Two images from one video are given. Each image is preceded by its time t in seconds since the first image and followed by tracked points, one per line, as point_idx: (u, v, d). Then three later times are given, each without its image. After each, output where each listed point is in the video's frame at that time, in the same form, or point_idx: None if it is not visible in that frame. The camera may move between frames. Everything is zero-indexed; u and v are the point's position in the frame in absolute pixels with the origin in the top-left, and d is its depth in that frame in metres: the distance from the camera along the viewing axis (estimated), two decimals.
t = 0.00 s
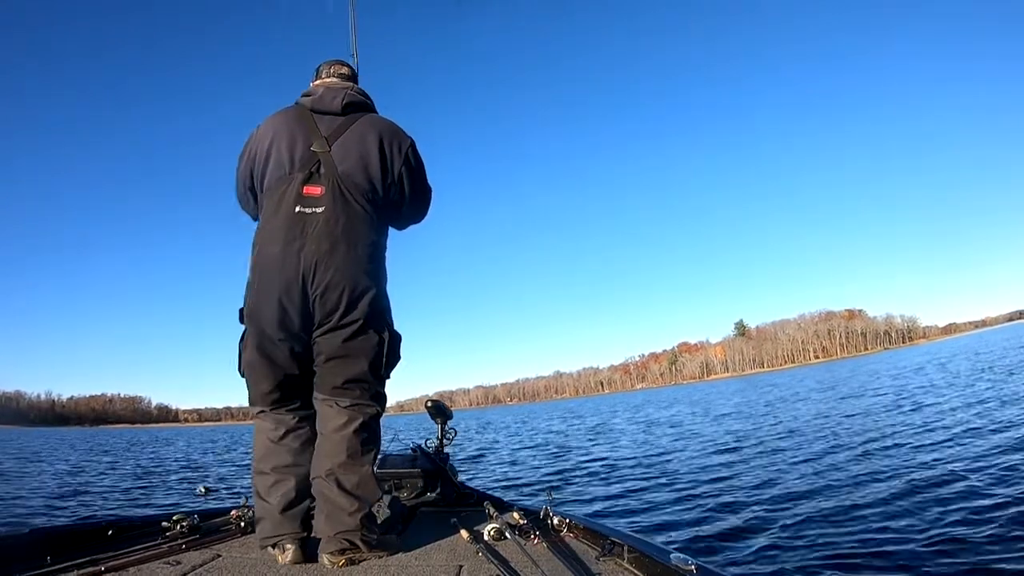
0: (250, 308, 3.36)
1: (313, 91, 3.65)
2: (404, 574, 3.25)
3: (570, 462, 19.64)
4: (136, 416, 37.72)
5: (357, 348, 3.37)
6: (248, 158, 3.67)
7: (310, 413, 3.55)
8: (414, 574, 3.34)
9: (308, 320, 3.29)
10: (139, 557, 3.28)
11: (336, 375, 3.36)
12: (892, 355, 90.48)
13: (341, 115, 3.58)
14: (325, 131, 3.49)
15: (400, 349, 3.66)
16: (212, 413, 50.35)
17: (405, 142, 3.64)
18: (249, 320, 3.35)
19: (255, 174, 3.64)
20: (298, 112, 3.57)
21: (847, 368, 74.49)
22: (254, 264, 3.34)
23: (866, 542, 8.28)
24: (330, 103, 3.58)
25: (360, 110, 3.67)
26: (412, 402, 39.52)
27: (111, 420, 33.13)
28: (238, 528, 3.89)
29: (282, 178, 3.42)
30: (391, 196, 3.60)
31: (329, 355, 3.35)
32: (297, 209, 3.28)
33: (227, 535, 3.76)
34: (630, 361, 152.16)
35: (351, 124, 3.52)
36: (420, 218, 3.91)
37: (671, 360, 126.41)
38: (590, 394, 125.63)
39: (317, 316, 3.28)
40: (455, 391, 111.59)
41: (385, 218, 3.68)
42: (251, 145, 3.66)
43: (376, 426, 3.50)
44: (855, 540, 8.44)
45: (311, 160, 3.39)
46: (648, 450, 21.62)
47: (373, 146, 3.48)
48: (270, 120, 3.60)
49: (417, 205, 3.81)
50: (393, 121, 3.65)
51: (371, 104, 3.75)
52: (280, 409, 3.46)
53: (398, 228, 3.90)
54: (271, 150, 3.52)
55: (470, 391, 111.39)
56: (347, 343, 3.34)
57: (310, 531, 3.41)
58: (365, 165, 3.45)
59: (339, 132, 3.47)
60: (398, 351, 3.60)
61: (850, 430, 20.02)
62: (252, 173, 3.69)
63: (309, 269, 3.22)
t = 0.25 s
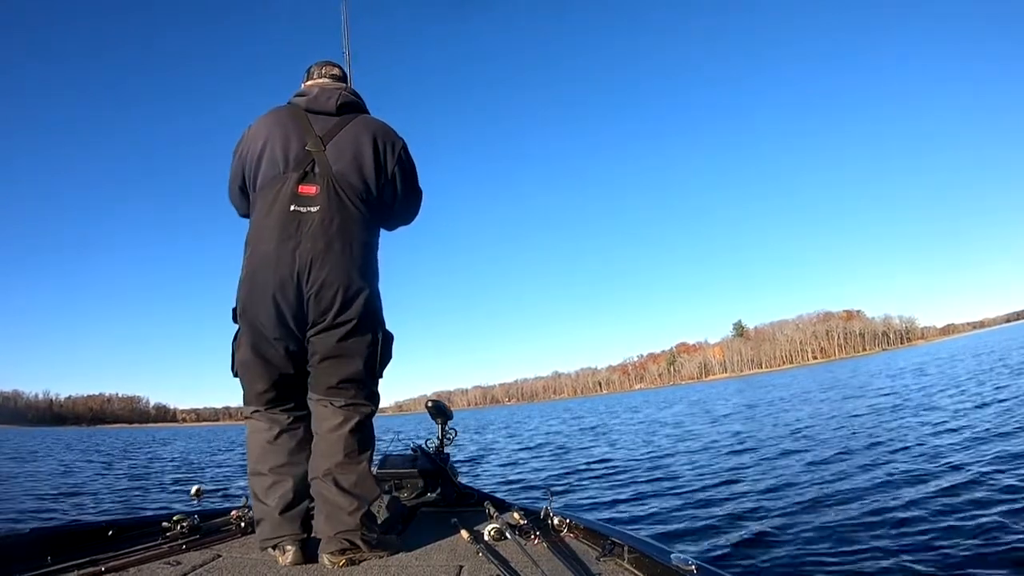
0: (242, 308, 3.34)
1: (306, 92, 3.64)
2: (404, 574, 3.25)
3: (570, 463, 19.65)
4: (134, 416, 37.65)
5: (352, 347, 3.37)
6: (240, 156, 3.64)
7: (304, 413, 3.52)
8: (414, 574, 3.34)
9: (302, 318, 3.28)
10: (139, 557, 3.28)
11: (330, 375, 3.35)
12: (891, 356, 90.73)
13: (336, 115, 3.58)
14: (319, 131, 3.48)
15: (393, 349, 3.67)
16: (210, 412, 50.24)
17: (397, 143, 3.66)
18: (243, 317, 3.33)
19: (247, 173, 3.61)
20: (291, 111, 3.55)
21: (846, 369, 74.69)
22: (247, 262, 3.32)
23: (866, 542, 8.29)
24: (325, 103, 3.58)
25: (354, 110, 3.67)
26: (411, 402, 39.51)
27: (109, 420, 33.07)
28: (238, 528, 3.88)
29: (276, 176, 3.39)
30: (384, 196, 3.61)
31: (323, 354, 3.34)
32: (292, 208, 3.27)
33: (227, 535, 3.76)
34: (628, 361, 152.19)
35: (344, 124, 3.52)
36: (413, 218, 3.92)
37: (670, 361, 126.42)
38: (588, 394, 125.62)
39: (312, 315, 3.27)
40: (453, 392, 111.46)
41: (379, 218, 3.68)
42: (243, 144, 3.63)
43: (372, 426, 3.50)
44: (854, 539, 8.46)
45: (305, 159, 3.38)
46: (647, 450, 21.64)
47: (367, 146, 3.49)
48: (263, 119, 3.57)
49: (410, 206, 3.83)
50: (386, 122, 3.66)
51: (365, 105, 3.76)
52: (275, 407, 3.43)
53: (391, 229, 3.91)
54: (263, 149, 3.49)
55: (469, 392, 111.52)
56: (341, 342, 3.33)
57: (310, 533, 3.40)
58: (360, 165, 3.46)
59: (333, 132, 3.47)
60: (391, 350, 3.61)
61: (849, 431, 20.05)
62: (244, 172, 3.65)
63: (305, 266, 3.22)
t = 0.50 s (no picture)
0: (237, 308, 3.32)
1: (302, 92, 3.63)
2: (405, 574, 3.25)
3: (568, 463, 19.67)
4: (132, 415, 37.57)
5: (348, 349, 3.37)
6: (235, 155, 3.62)
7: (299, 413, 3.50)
8: (415, 575, 3.34)
9: (297, 318, 3.27)
10: (140, 559, 3.28)
11: (326, 376, 3.35)
12: (888, 357, 91.05)
13: (332, 116, 3.58)
14: (316, 132, 3.47)
15: (387, 350, 3.68)
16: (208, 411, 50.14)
17: (393, 146, 3.67)
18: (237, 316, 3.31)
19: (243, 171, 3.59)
20: (287, 111, 3.54)
21: (843, 370, 74.88)
22: (242, 260, 3.30)
23: (865, 542, 8.31)
24: (321, 105, 3.57)
25: (350, 113, 3.67)
26: (409, 402, 39.47)
27: (107, 419, 32.99)
28: (239, 529, 3.88)
29: (271, 176, 3.38)
30: (380, 198, 3.61)
31: (319, 355, 3.33)
32: (288, 208, 3.26)
33: (227, 537, 3.76)
34: (627, 362, 152.22)
35: (341, 125, 3.52)
36: (407, 220, 3.93)
37: (668, 362, 126.41)
38: (586, 395, 125.57)
39: (308, 316, 3.27)
40: (451, 391, 111.36)
41: (374, 220, 3.69)
42: (239, 143, 3.61)
43: (367, 426, 3.50)
44: (853, 540, 8.47)
45: (302, 159, 3.37)
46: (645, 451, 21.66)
47: (363, 148, 3.50)
48: (259, 118, 3.56)
49: (404, 208, 3.84)
50: (382, 124, 3.67)
51: (360, 106, 3.76)
52: (272, 406, 3.40)
53: (385, 231, 3.92)
54: (260, 148, 3.48)
55: (467, 391, 111.68)
56: (337, 343, 3.33)
57: (310, 534, 3.40)
58: (356, 167, 3.46)
59: (330, 133, 3.47)
60: (386, 352, 3.62)
61: (847, 432, 20.12)
62: (240, 172, 3.64)
63: (301, 267, 3.21)
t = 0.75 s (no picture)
0: (234, 309, 3.31)
1: (299, 93, 3.62)
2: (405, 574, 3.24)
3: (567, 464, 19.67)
4: (130, 414, 37.49)
5: (346, 349, 3.36)
6: (232, 156, 3.60)
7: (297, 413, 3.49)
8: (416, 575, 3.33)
9: (295, 318, 3.27)
10: (140, 560, 3.27)
11: (324, 377, 3.34)
12: (887, 358, 91.22)
13: (329, 118, 3.57)
14: (313, 133, 3.47)
15: (384, 351, 3.67)
16: (206, 410, 50.04)
17: (390, 147, 3.67)
18: (235, 315, 3.31)
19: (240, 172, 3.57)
20: (283, 113, 3.52)
21: (842, 371, 74.99)
22: (240, 259, 3.30)
23: (865, 541, 8.32)
24: (318, 106, 3.56)
25: (347, 114, 3.66)
26: (407, 402, 39.44)
27: (105, 417, 32.92)
28: (239, 530, 3.88)
29: (269, 177, 3.37)
30: (377, 199, 3.61)
31: (318, 355, 3.32)
32: (285, 209, 3.25)
33: (228, 538, 3.75)
34: (625, 363, 152.21)
35: (337, 127, 3.51)
36: (404, 221, 3.93)
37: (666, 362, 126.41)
38: (584, 395, 125.50)
39: (306, 316, 3.26)
40: (449, 391, 111.25)
41: (372, 221, 3.69)
42: (237, 144, 3.60)
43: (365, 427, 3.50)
44: (852, 539, 8.48)
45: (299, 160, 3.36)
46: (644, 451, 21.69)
47: (360, 150, 3.49)
48: (256, 120, 3.54)
49: (401, 210, 3.83)
50: (379, 126, 3.67)
51: (357, 108, 3.75)
52: (271, 404, 3.38)
53: (382, 232, 3.91)
54: (257, 149, 3.46)
55: (465, 392, 111.71)
56: (336, 344, 3.32)
57: (310, 534, 3.39)
58: (353, 168, 3.46)
59: (327, 135, 3.46)
60: (383, 352, 3.62)
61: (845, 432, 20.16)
62: (237, 172, 3.62)
63: (298, 267, 3.21)
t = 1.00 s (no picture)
0: (233, 308, 3.30)
1: (296, 94, 3.60)
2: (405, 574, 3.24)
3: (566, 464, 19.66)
4: (128, 412, 37.43)
5: (345, 348, 3.35)
6: (229, 157, 3.58)
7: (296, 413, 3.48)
8: None
9: (294, 318, 3.26)
10: (140, 560, 3.26)
11: (323, 377, 3.33)
12: (884, 359, 91.38)
13: (326, 118, 3.56)
14: (310, 133, 3.46)
15: (382, 351, 3.66)
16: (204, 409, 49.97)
17: (387, 147, 3.66)
18: (233, 315, 3.30)
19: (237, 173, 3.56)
20: (280, 114, 3.51)
21: (839, 372, 75.05)
22: (238, 259, 3.29)
23: (864, 542, 8.32)
24: (315, 106, 3.55)
25: (344, 114, 3.65)
26: (406, 402, 39.42)
27: (103, 416, 32.88)
28: (239, 530, 3.87)
29: (267, 177, 3.37)
30: (374, 199, 3.60)
31: (316, 355, 3.31)
32: (283, 209, 3.25)
33: (228, 537, 3.74)
34: (624, 363, 152.25)
35: (335, 127, 3.51)
36: (401, 221, 3.92)
37: (664, 363, 126.45)
38: (583, 395, 125.48)
39: (304, 315, 3.26)
40: (448, 391, 111.16)
41: (370, 221, 3.68)
42: (234, 145, 3.58)
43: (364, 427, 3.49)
44: (852, 540, 8.48)
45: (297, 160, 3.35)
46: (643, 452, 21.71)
47: (358, 150, 3.49)
48: (253, 121, 3.54)
49: (398, 210, 3.82)
50: (376, 126, 3.66)
51: (354, 108, 3.74)
52: (269, 404, 3.37)
53: (380, 233, 3.91)
54: (254, 151, 3.45)
55: (463, 391, 111.74)
56: (335, 343, 3.32)
57: (310, 534, 3.38)
58: (350, 168, 3.45)
59: (324, 135, 3.45)
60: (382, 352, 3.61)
61: (844, 433, 20.18)
62: (234, 173, 3.60)
63: (297, 266, 3.20)
